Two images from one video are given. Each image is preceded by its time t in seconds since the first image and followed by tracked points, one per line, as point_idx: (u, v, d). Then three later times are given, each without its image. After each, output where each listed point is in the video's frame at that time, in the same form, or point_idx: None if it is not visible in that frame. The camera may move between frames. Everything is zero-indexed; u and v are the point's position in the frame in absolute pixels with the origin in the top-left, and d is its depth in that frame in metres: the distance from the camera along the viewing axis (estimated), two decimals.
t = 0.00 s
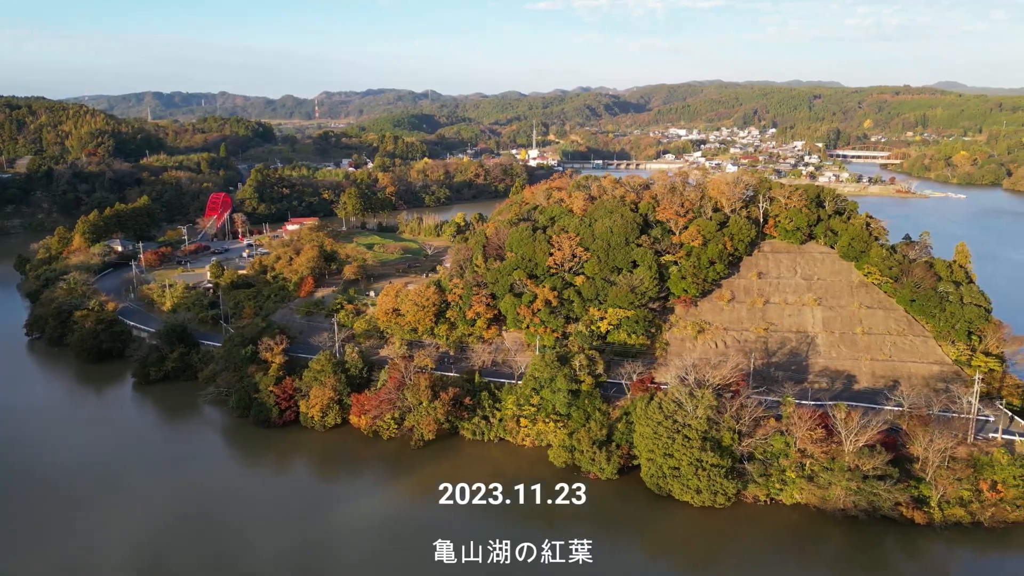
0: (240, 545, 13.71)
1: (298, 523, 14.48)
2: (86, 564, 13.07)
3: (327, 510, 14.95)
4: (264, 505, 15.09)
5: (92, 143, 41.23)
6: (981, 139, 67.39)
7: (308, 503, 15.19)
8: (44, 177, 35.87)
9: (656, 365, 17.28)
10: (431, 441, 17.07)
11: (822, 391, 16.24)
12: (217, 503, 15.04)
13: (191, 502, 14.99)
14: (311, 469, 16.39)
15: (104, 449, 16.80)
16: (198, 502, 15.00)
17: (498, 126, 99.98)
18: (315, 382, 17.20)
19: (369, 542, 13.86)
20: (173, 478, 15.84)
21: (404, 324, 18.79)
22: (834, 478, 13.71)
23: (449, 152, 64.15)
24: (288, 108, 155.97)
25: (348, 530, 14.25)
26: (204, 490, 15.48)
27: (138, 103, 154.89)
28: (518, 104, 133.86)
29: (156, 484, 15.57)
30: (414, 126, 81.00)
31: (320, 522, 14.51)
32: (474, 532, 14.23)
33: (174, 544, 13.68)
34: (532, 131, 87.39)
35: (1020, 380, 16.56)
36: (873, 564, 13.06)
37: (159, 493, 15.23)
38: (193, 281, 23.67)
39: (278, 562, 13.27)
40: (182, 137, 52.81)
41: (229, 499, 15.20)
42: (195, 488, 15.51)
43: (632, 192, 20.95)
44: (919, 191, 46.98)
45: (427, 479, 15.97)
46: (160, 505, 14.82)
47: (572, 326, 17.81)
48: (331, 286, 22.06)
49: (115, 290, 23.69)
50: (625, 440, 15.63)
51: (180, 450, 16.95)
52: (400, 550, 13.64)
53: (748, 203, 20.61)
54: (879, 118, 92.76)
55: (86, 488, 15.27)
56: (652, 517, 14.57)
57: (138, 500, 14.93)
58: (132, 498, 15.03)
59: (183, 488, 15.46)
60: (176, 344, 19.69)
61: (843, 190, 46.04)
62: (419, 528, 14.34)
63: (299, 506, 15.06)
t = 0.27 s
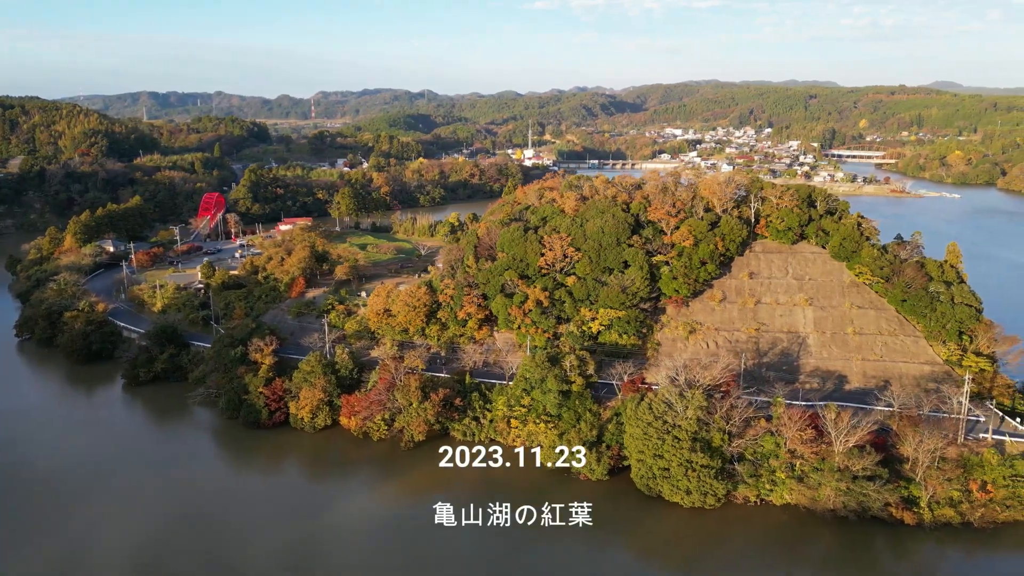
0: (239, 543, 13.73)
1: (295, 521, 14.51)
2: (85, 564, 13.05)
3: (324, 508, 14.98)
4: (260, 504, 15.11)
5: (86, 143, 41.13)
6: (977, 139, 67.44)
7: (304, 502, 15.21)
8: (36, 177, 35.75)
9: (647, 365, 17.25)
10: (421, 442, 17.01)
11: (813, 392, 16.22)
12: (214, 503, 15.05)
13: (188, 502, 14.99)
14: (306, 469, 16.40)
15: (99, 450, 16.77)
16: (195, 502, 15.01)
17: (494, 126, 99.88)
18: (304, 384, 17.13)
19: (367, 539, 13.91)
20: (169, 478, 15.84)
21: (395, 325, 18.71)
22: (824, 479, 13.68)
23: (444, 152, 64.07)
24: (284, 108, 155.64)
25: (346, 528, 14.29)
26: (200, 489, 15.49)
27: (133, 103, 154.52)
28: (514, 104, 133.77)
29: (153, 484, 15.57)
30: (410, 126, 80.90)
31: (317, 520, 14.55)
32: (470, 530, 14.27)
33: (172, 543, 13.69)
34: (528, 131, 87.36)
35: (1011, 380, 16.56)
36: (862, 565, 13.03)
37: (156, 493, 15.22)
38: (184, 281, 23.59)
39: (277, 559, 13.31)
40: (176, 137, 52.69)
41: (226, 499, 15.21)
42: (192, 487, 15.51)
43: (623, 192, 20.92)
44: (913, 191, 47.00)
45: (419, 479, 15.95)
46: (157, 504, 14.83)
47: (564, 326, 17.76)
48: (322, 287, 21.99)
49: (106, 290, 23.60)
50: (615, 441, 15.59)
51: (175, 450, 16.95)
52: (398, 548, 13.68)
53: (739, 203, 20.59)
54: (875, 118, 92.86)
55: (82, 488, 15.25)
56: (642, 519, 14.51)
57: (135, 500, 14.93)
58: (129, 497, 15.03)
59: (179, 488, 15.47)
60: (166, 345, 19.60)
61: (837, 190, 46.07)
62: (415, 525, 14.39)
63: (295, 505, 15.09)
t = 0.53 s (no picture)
0: (239, 542, 13.75)
1: (295, 520, 14.54)
2: (85, 564, 13.04)
3: (322, 507, 15.00)
4: (259, 503, 15.13)
5: (79, 143, 41.01)
6: (971, 139, 67.55)
7: (302, 501, 15.23)
8: (29, 177, 35.62)
9: (638, 366, 17.22)
10: (411, 443, 16.95)
11: (804, 392, 16.18)
12: (213, 503, 15.06)
13: (187, 502, 15.00)
14: (303, 469, 16.40)
15: (96, 450, 16.75)
16: (194, 502, 15.02)
17: (491, 126, 99.81)
18: (294, 385, 17.07)
19: (367, 538, 13.96)
20: (168, 478, 15.84)
21: (386, 325, 18.65)
22: (814, 480, 13.64)
23: (440, 152, 64.02)
24: (280, 108, 155.37)
25: (345, 527, 14.32)
26: (199, 489, 15.50)
27: (129, 103, 154.21)
28: (510, 104, 133.72)
29: (152, 484, 15.57)
30: (406, 126, 80.81)
31: (316, 519, 14.58)
32: (467, 530, 14.29)
33: (173, 542, 13.70)
34: (524, 131, 87.34)
35: (1002, 380, 16.57)
36: (852, 565, 12.98)
37: (155, 493, 15.22)
38: (175, 282, 23.51)
39: (277, 558, 13.33)
40: (170, 137, 52.57)
41: (225, 499, 15.23)
42: (190, 487, 15.53)
43: (615, 192, 20.88)
44: (907, 190, 47.04)
45: (412, 480, 15.92)
46: (156, 504, 14.83)
47: (555, 327, 17.72)
48: (314, 288, 21.93)
49: (97, 291, 23.51)
50: (606, 442, 15.53)
51: (173, 450, 16.95)
52: (398, 547, 13.72)
53: (731, 203, 20.57)
54: (870, 118, 92.98)
55: (80, 488, 15.23)
56: (632, 521, 14.45)
57: (134, 500, 14.92)
58: (128, 498, 15.01)
59: (179, 487, 15.48)
60: (155, 346, 19.52)
61: (832, 189, 46.10)
62: (414, 525, 14.44)
63: (294, 504, 15.11)
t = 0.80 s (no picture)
0: (239, 542, 13.75)
1: (294, 520, 14.54)
2: (84, 564, 12.99)
3: (319, 507, 15.00)
4: (257, 504, 15.12)
5: (72, 143, 40.88)
6: (966, 139, 67.63)
7: (299, 501, 15.23)
8: (21, 177, 35.49)
9: (630, 366, 17.18)
10: (402, 445, 16.89)
11: (795, 393, 16.13)
12: (210, 504, 15.03)
13: (185, 502, 14.99)
14: (297, 469, 16.39)
15: (90, 452, 16.65)
16: (192, 502, 15.01)
17: (487, 125, 99.69)
18: (283, 386, 17.00)
19: (366, 537, 13.98)
20: (165, 478, 15.82)
21: (377, 326, 18.57)
22: (803, 481, 13.61)
23: (436, 152, 63.94)
24: (276, 108, 155.04)
25: (344, 526, 14.33)
26: (197, 489, 15.49)
27: (125, 102, 153.80)
28: (507, 104, 133.66)
29: (149, 484, 15.54)
30: (402, 125, 80.71)
31: (315, 519, 14.58)
32: (466, 528, 14.32)
33: (174, 542, 13.68)
34: (520, 131, 87.26)
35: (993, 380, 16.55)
36: (842, 566, 12.94)
37: (152, 493, 15.20)
38: (166, 282, 23.43)
39: (278, 558, 13.33)
40: (165, 137, 52.45)
41: (222, 499, 15.21)
42: (187, 487, 15.48)
43: (607, 192, 20.83)
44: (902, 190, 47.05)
45: (403, 482, 15.88)
46: (154, 504, 14.78)
47: (547, 327, 17.66)
48: (305, 288, 21.85)
49: (87, 292, 23.41)
50: (596, 443, 15.47)
51: (167, 451, 16.89)
52: (397, 546, 13.74)
53: (723, 203, 20.54)
54: (866, 118, 93.08)
55: (77, 490, 15.16)
56: (622, 522, 14.39)
57: (132, 500, 14.89)
58: (124, 498, 14.97)
59: (176, 488, 15.46)
60: (145, 347, 19.44)
61: (827, 189, 46.08)
62: (412, 524, 14.46)
63: (291, 504, 15.10)
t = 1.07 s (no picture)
0: (234, 542, 13.73)
1: (289, 520, 14.52)
2: (81, 565, 12.97)
3: (313, 507, 14.99)
4: (253, 503, 15.12)
5: (66, 143, 40.76)
6: (961, 138, 67.72)
7: (295, 501, 15.23)
8: (14, 177, 35.35)
9: (621, 367, 17.14)
10: (392, 446, 16.82)
11: (786, 393, 16.09)
12: (207, 504, 15.03)
13: (182, 502, 14.99)
14: (290, 470, 16.34)
15: (82, 454, 16.58)
16: (189, 502, 15.01)
17: (483, 125, 99.62)
18: (273, 388, 16.92)
19: (364, 535, 14.01)
20: (161, 479, 15.80)
21: (368, 327, 18.48)
22: (793, 482, 13.57)
23: (431, 152, 63.85)
24: (271, 108, 154.68)
25: (338, 526, 14.32)
26: (193, 490, 15.48)
27: (120, 102, 153.42)
28: (503, 104, 133.59)
29: (143, 485, 15.51)
30: (398, 125, 80.61)
31: (309, 519, 14.56)
32: (461, 528, 14.31)
33: (170, 543, 13.67)
34: (517, 131, 87.16)
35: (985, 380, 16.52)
36: (832, 567, 12.89)
37: (148, 494, 15.18)
38: (157, 283, 23.34)
39: (274, 557, 13.32)
40: (159, 137, 52.31)
41: (217, 500, 15.19)
42: (183, 488, 15.48)
43: (599, 192, 20.77)
44: (897, 189, 47.06)
45: (394, 483, 15.82)
46: (150, 505, 14.78)
47: (538, 328, 17.60)
48: (296, 289, 21.77)
49: (78, 293, 23.32)
50: (586, 444, 15.42)
51: (160, 452, 16.85)
52: (393, 546, 13.73)
53: (715, 204, 20.50)
54: (862, 118, 93.18)
55: (71, 491, 15.12)
56: (613, 523, 14.33)
57: (128, 501, 14.87)
58: (121, 499, 14.94)
59: (172, 488, 15.45)
60: (134, 348, 19.34)
61: (822, 189, 46.06)
62: (407, 524, 14.44)
63: (288, 503, 15.12)
